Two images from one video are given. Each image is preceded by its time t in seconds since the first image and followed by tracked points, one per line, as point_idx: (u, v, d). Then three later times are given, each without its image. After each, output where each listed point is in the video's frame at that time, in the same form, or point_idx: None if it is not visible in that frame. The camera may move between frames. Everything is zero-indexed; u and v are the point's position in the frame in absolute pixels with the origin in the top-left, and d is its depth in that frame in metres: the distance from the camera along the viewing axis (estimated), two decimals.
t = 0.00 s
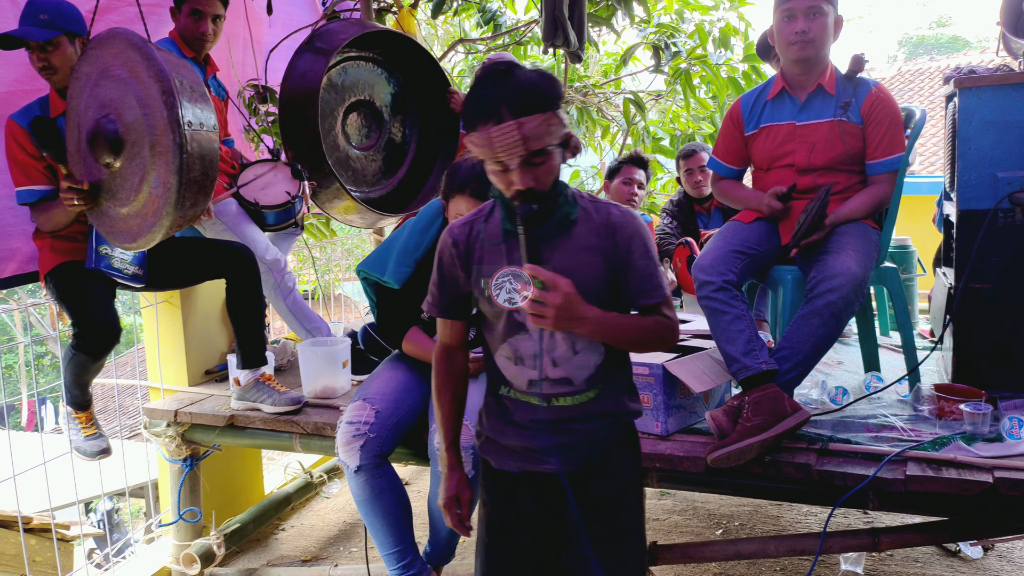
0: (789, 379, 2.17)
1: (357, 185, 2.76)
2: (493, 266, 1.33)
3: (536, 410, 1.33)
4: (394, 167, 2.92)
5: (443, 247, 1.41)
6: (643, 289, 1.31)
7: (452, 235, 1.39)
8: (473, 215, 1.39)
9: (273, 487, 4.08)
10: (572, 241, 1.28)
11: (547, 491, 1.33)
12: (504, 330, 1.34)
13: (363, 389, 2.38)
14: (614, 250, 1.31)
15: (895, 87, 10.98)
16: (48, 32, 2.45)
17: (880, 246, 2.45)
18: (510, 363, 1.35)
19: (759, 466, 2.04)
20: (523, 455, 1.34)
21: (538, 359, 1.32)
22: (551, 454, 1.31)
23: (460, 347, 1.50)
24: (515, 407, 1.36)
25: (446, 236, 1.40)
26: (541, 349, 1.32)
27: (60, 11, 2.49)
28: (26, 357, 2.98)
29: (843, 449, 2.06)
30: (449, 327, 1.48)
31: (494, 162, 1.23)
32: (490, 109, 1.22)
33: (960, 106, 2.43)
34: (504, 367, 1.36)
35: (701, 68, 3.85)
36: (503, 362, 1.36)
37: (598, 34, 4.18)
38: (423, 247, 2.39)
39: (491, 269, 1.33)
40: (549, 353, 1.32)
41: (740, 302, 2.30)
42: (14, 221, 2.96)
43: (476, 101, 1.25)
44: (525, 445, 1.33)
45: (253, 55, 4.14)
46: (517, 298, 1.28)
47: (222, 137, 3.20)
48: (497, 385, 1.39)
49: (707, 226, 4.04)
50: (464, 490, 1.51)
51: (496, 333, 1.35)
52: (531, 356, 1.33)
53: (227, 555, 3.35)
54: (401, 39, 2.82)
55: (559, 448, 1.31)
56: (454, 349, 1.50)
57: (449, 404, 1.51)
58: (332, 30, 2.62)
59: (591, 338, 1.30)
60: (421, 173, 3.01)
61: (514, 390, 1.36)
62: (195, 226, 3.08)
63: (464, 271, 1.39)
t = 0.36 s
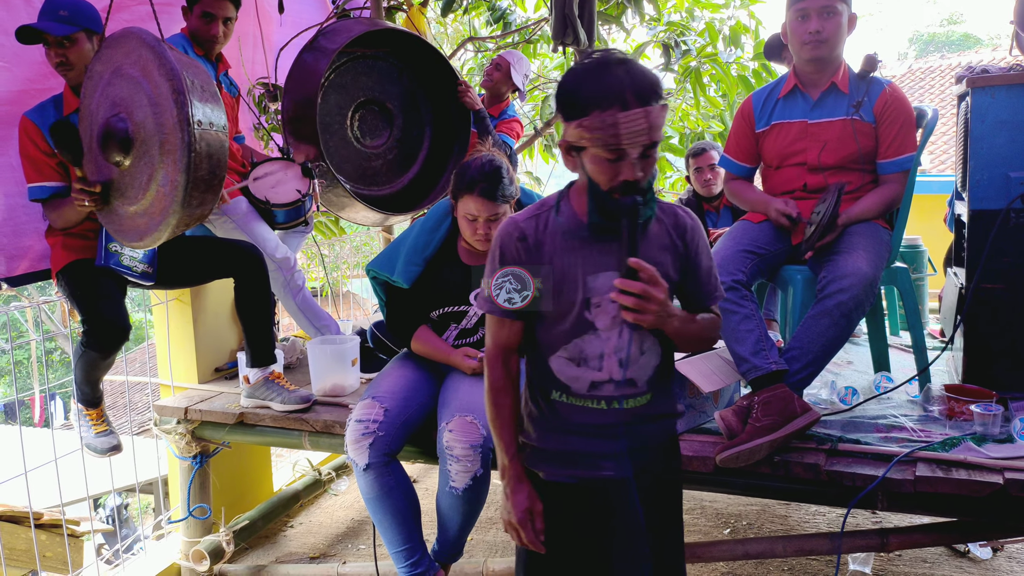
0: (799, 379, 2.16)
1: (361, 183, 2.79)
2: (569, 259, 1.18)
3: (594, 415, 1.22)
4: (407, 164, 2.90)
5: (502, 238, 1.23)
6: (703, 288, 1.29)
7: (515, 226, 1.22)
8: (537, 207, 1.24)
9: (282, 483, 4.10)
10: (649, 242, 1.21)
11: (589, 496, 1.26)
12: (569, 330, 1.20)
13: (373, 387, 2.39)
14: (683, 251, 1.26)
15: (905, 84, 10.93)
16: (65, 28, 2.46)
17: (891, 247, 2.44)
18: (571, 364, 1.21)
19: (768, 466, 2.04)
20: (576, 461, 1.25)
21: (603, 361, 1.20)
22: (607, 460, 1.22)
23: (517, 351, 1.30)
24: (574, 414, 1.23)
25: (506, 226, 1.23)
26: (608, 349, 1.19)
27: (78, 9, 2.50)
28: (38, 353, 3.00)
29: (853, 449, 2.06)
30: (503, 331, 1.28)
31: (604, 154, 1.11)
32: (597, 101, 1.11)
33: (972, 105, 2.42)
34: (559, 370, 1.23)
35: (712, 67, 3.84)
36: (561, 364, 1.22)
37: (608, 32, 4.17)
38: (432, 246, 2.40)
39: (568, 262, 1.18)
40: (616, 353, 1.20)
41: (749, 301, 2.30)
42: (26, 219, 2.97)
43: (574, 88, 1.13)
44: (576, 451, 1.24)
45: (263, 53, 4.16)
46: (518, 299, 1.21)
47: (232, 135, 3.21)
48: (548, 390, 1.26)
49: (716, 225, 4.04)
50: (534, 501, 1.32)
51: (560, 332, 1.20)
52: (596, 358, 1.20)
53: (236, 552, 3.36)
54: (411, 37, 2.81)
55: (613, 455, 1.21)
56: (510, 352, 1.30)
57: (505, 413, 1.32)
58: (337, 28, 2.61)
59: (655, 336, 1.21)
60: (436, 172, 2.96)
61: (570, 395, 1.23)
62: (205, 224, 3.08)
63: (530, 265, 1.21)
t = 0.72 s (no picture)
0: (802, 379, 2.17)
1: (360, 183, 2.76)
2: (631, 263, 1.06)
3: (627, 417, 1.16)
4: (410, 166, 2.83)
5: (555, 234, 1.14)
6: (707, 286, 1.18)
7: (570, 224, 1.13)
8: (587, 200, 1.14)
9: (288, 483, 4.11)
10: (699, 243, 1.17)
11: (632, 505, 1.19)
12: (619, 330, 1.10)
13: (377, 388, 2.39)
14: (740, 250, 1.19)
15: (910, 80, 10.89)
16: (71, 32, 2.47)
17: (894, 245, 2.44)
18: (614, 368, 1.12)
19: (773, 465, 2.04)
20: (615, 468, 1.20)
21: (647, 363, 1.09)
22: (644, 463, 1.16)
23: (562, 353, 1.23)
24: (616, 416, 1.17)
25: (559, 222, 1.13)
26: (652, 351, 1.08)
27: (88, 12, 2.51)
28: (43, 355, 3.01)
29: (857, 449, 2.05)
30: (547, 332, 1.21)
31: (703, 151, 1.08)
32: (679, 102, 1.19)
33: (975, 103, 2.41)
34: (600, 375, 1.15)
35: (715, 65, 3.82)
36: (603, 368, 1.13)
37: (610, 30, 4.16)
38: (434, 247, 2.42)
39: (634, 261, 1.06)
40: (658, 354, 1.09)
41: (752, 301, 2.30)
42: (30, 222, 2.99)
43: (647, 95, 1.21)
44: (617, 455, 1.20)
45: (265, 54, 4.17)
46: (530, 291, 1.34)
47: (235, 136, 3.21)
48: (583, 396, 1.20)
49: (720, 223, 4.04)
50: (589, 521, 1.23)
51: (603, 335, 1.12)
52: (640, 360, 1.09)
53: (243, 552, 3.38)
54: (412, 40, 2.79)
55: (649, 457, 1.15)
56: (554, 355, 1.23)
57: (547, 424, 1.24)
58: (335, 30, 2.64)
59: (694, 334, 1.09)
60: (440, 171, 2.91)
61: (608, 400, 1.16)
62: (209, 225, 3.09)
63: (582, 265, 1.12)
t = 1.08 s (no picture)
0: (802, 385, 2.16)
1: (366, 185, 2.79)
2: (641, 271, 1.30)
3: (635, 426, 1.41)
4: (411, 167, 2.89)
5: (582, 246, 1.22)
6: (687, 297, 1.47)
7: (594, 235, 1.23)
8: (596, 210, 1.28)
9: (287, 485, 4.11)
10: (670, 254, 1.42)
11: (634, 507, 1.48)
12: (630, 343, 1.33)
13: (376, 390, 2.40)
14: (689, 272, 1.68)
15: (915, 87, 10.87)
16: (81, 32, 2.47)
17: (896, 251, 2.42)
18: (627, 379, 1.35)
19: (772, 472, 2.03)
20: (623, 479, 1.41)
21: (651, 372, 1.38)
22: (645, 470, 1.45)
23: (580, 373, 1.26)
24: (624, 427, 1.39)
25: (587, 233, 1.23)
26: (653, 359, 1.38)
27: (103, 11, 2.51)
28: (45, 354, 3.01)
29: (857, 456, 2.04)
30: (568, 352, 1.24)
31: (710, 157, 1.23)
32: (702, 97, 1.23)
33: (979, 110, 2.40)
34: (614, 388, 1.35)
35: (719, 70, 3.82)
36: (617, 382, 1.35)
37: (615, 35, 4.17)
38: (435, 250, 2.42)
39: (643, 271, 1.30)
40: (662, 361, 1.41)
41: (753, 306, 2.30)
42: (33, 221, 2.99)
43: (670, 92, 1.23)
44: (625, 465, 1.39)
45: (270, 55, 4.18)
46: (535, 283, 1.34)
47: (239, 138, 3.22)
48: (595, 412, 1.35)
49: (723, 228, 4.04)
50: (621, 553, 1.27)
51: (619, 349, 1.33)
52: (647, 369, 1.37)
53: (241, 553, 3.37)
54: (418, 43, 2.80)
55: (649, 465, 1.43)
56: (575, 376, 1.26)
57: (573, 451, 1.27)
58: (339, 32, 2.63)
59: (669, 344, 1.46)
60: (440, 175, 2.97)
61: (618, 411, 1.36)
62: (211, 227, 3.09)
63: (609, 274, 1.25)
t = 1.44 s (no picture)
0: (790, 385, 2.16)
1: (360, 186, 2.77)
2: (628, 274, 1.30)
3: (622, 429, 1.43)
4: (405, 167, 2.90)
5: (586, 257, 1.17)
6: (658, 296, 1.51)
7: (595, 244, 1.19)
8: (581, 218, 1.25)
9: (278, 487, 4.11)
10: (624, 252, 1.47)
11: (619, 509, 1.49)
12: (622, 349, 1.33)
13: (366, 391, 2.39)
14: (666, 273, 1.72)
15: (905, 88, 10.92)
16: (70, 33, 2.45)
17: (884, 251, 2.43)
18: (615, 383, 1.36)
19: (761, 472, 2.04)
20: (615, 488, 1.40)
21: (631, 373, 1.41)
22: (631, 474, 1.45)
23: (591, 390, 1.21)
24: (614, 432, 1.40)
25: (589, 243, 1.19)
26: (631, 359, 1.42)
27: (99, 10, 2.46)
28: (33, 356, 3.00)
29: (846, 456, 2.04)
30: (582, 368, 1.18)
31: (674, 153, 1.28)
32: (668, 95, 1.26)
33: (966, 111, 2.42)
34: (609, 396, 1.35)
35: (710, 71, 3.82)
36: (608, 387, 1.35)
37: (606, 36, 4.17)
38: (425, 251, 2.41)
39: (629, 272, 1.31)
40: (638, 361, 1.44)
41: (743, 307, 2.30)
42: (21, 223, 2.98)
43: (642, 93, 1.24)
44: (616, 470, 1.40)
45: (260, 56, 4.17)
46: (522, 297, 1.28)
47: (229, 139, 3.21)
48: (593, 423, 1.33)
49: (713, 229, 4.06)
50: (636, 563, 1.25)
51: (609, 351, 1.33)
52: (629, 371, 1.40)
53: (232, 556, 3.36)
54: (408, 41, 2.81)
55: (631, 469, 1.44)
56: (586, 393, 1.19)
57: (595, 473, 1.19)
58: (334, 33, 2.63)
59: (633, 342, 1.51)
60: (433, 175, 2.94)
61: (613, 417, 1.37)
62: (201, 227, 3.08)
63: (609, 283, 1.22)
